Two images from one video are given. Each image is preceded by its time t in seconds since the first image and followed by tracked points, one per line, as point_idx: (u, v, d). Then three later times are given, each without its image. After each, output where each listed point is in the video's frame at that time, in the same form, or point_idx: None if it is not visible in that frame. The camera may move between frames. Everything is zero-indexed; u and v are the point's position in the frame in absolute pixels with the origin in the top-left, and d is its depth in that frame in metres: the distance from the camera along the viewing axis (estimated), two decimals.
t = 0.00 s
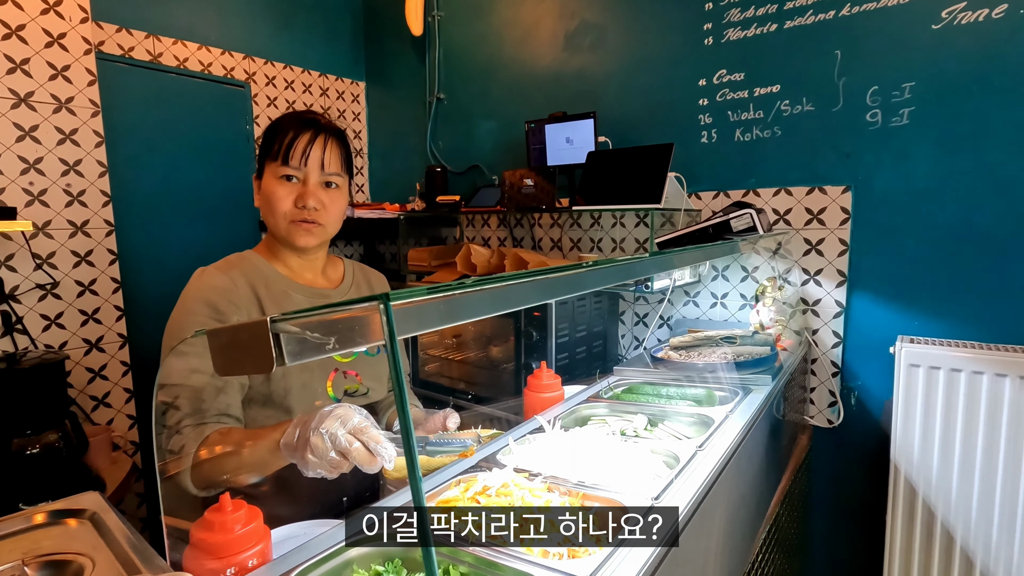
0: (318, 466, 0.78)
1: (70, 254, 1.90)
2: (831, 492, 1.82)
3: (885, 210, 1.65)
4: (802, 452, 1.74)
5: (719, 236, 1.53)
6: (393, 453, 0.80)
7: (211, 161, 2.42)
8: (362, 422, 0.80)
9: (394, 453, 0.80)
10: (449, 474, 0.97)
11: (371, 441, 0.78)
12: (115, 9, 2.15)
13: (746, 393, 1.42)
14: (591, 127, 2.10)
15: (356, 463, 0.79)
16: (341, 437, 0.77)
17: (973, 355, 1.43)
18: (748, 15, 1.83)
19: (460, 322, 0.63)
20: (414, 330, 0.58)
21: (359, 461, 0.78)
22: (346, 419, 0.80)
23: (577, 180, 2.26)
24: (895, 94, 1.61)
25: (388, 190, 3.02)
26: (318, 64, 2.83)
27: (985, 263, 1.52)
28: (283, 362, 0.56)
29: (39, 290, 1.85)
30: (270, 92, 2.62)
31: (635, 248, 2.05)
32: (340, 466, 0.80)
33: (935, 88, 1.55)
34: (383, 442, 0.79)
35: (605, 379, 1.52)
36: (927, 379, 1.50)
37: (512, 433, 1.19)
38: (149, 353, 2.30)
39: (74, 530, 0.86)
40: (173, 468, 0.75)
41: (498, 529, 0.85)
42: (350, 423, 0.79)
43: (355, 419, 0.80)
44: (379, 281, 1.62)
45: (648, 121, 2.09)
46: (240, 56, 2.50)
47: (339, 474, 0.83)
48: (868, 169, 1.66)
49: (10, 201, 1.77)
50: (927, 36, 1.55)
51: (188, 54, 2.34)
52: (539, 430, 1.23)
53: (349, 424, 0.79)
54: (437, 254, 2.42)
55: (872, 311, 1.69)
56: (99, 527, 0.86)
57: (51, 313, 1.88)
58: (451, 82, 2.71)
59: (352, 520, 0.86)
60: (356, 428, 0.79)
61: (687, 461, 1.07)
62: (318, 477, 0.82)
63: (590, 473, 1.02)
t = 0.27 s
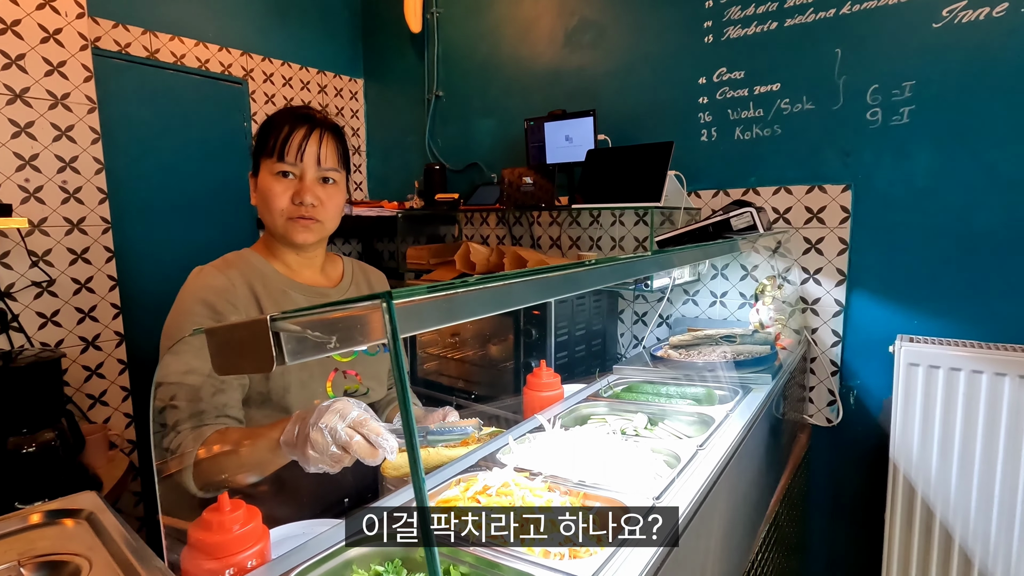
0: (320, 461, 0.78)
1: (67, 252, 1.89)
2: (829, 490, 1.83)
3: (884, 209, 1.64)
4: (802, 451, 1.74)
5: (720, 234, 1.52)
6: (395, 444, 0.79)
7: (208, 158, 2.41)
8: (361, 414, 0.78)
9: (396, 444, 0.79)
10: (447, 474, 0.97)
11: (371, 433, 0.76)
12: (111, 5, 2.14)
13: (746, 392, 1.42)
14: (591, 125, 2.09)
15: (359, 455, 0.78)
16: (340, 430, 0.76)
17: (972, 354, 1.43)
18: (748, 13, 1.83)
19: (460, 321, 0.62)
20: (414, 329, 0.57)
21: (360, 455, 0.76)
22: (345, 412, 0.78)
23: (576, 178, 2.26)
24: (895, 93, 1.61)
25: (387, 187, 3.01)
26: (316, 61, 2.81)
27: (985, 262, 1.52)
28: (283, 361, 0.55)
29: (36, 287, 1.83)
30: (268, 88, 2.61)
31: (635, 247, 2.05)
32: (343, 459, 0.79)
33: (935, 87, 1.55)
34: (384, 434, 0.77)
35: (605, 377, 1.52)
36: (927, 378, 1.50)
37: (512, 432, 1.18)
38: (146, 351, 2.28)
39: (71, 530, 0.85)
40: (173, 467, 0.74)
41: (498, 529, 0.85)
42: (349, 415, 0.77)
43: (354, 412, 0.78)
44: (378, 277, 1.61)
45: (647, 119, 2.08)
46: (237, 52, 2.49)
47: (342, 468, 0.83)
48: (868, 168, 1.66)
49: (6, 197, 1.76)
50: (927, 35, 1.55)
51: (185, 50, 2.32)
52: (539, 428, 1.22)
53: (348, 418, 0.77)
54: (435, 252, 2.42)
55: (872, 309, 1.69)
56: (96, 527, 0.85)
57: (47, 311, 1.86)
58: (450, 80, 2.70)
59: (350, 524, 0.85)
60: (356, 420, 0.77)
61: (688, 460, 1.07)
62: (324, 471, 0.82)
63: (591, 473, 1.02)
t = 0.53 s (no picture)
0: (318, 454, 0.79)
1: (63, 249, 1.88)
2: (826, 488, 1.83)
3: (882, 207, 1.65)
4: (799, 449, 1.74)
5: (718, 232, 1.50)
6: (392, 436, 0.80)
7: (206, 155, 2.40)
8: (357, 407, 0.79)
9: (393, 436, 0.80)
10: (448, 471, 0.97)
11: (368, 425, 0.78)
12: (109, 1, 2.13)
13: (743, 390, 1.42)
14: (589, 124, 2.09)
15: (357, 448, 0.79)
16: (336, 424, 0.76)
17: (968, 352, 1.44)
18: (747, 11, 1.83)
19: (455, 320, 0.62)
20: (412, 326, 0.58)
21: (357, 447, 0.78)
22: (340, 406, 0.79)
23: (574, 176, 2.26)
24: (893, 92, 1.61)
25: (385, 185, 3.01)
26: (314, 58, 2.81)
27: (981, 261, 1.52)
28: (282, 358, 0.55)
29: (32, 285, 1.83)
30: (266, 86, 2.60)
31: (633, 245, 2.05)
32: (340, 452, 0.80)
33: (933, 86, 1.56)
34: (380, 426, 0.79)
35: (603, 375, 1.52)
36: (923, 376, 1.50)
37: (510, 430, 1.19)
38: (143, 349, 2.28)
39: (69, 528, 0.85)
40: (172, 464, 0.73)
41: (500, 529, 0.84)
42: (345, 409, 0.78)
43: (350, 405, 0.79)
44: (375, 276, 1.60)
45: (646, 117, 2.08)
46: (235, 49, 2.48)
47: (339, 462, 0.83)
48: (865, 167, 1.67)
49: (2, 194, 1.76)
50: (925, 34, 1.55)
51: (183, 47, 2.31)
52: (538, 426, 1.23)
53: (344, 411, 0.78)
54: (433, 251, 2.41)
55: (869, 308, 1.70)
56: (94, 524, 0.85)
57: (44, 308, 1.86)
58: (448, 78, 2.69)
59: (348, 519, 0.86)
60: (352, 413, 0.78)
61: (685, 458, 1.08)
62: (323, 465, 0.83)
63: (589, 470, 1.02)
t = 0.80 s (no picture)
0: (314, 451, 0.79)
1: (61, 247, 1.88)
2: (822, 486, 1.84)
3: (878, 207, 1.66)
4: (794, 448, 1.75)
5: (714, 231, 1.52)
6: (388, 432, 0.79)
7: (203, 153, 2.40)
8: (352, 403, 0.79)
9: (390, 431, 0.79)
10: (444, 468, 0.98)
11: (363, 421, 0.77)
12: None
13: (739, 388, 1.43)
14: (586, 123, 2.10)
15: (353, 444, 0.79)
16: (331, 421, 0.76)
17: (962, 351, 1.45)
18: (744, 11, 1.83)
19: (454, 316, 0.62)
20: (411, 323, 0.58)
21: (352, 443, 0.76)
22: (336, 403, 0.79)
23: (572, 175, 2.26)
24: (889, 92, 1.62)
25: (383, 183, 3.01)
26: (311, 56, 2.80)
27: (976, 260, 1.53)
28: (282, 355, 0.56)
29: (29, 282, 1.83)
30: (263, 84, 2.60)
31: (630, 244, 2.06)
32: (337, 449, 0.80)
33: (928, 86, 1.56)
34: (376, 422, 0.78)
35: (600, 373, 1.53)
36: (918, 375, 1.51)
37: (507, 428, 1.19)
38: (140, 346, 2.28)
39: (68, 524, 0.86)
40: (169, 462, 0.75)
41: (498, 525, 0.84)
42: (340, 406, 0.78)
43: (345, 402, 0.79)
44: (371, 274, 1.61)
45: (643, 116, 2.09)
46: (233, 47, 2.48)
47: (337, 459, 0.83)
48: (861, 166, 1.67)
49: None
50: (921, 35, 1.56)
51: (180, 45, 2.31)
52: (534, 424, 1.24)
53: (339, 408, 0.78)
54: (431, 249, 2.41)
55: (865, 307, 1.71)
56: (93, 520, 0.86)
57: (41, 305, 1.86)
58: (447, 76, 2.69)
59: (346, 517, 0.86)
60: (347, 410, 0.78)
61: (681, 455, 1.08)
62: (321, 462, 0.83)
63: (585, 467, 1.03)
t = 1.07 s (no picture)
0: (312, 449, 0.81)
1: (58, 244, 1.88)
2: (819, 484, 1.85)
3: (875, 206, 1.66)
4: (791, 446, 1.76)
5: (713, 230, 1.54)
6: (386, 429, 0.80)
7: (201, 150, 2.40)
8: (350, 401, 0.80)
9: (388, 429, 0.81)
10: (442, 466, 0.99)
11: (361, 420, 0.78)
12: None
13: (737, 386, 1.43)
14: (585, 121, 2.10)
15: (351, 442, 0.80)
16: (330, 419, 0.78)
17: (959, 349, 1.45)
18: (743, 10, 1.83)
19: (452, 314, 0.62)
20: (412, 320, 0.58)
21: (351, 440, 0.78)
22: (334, 401, 0.80)
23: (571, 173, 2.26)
24: (887, 91, 1.62)
25: (381, 181, 3.01)
26: (310, 53, 2.80)
27: (972, 259, 1.54)
28: (280, 351, 0.56)
29: (27, 280, 1.83)
30: (262, 81, 2.59)
31: (628, 242, 2.06)
32: (335, 446, 0.82)
33: (926, 85, 1.57)
34: (374, 420, 0.79)
35: (598, 372, 1.53)
36: (915, 373, 1.52)
37: (506, 425, 1.19)
38: (138, 344, 2.27)
39: (66, 521, 0.86)
40: (167, 459, 0.75)
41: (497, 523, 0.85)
42: (338, 404, 0.80)
43: (343, 400, 0.80)
44: (367, 272, 1.61)
45: (642, 115, 2.09)
46: (231, 44, 2.47)
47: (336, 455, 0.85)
48: (859, 165, 1.68)
49: None
50: (919, 34, 1.56)
51: (178, 41, 2.30)
52: (532, 422, 1.24)
53: (338, 406, 0.79)
54: (429, 247, 2.41)
55: (862, 306, 1.71)
56: (90, 517, 0.86)
57: (38, 303, 1.86)
58: (445, 74, 2.69)
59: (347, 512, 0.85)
60: (345, 408, 0.80)
61: (679, 453, 1.09)
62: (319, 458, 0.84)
63: (583, 465, 1.04)
